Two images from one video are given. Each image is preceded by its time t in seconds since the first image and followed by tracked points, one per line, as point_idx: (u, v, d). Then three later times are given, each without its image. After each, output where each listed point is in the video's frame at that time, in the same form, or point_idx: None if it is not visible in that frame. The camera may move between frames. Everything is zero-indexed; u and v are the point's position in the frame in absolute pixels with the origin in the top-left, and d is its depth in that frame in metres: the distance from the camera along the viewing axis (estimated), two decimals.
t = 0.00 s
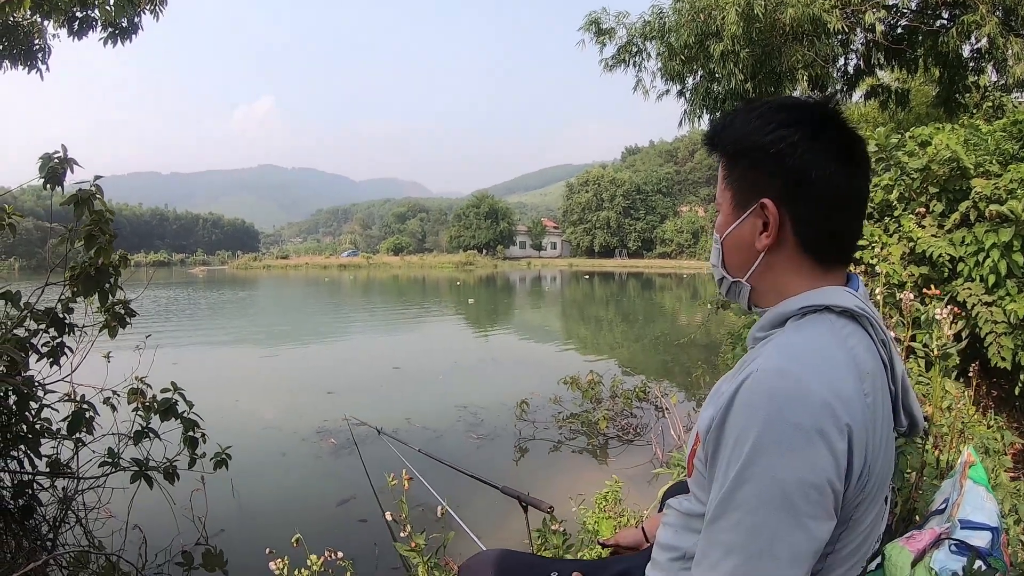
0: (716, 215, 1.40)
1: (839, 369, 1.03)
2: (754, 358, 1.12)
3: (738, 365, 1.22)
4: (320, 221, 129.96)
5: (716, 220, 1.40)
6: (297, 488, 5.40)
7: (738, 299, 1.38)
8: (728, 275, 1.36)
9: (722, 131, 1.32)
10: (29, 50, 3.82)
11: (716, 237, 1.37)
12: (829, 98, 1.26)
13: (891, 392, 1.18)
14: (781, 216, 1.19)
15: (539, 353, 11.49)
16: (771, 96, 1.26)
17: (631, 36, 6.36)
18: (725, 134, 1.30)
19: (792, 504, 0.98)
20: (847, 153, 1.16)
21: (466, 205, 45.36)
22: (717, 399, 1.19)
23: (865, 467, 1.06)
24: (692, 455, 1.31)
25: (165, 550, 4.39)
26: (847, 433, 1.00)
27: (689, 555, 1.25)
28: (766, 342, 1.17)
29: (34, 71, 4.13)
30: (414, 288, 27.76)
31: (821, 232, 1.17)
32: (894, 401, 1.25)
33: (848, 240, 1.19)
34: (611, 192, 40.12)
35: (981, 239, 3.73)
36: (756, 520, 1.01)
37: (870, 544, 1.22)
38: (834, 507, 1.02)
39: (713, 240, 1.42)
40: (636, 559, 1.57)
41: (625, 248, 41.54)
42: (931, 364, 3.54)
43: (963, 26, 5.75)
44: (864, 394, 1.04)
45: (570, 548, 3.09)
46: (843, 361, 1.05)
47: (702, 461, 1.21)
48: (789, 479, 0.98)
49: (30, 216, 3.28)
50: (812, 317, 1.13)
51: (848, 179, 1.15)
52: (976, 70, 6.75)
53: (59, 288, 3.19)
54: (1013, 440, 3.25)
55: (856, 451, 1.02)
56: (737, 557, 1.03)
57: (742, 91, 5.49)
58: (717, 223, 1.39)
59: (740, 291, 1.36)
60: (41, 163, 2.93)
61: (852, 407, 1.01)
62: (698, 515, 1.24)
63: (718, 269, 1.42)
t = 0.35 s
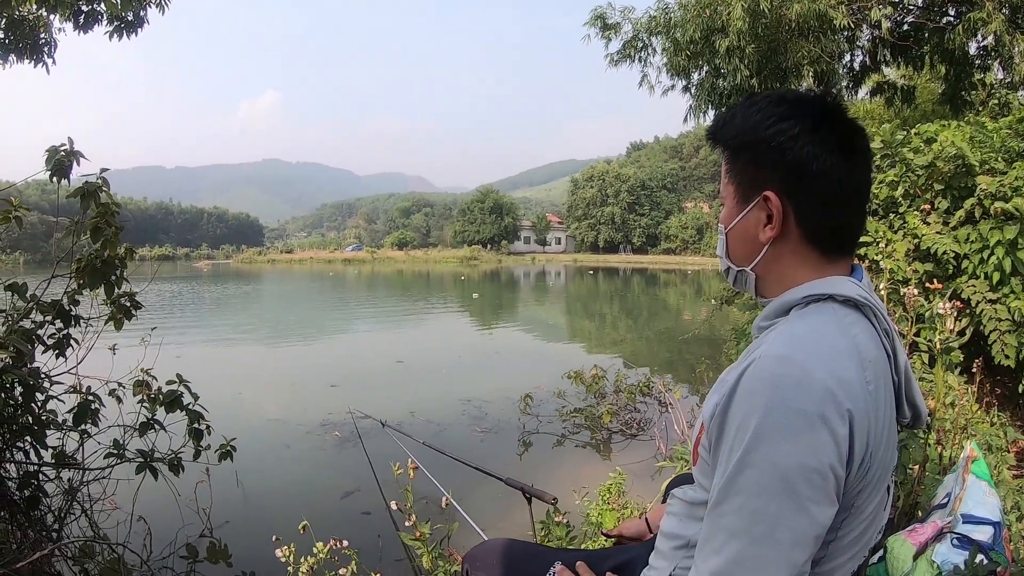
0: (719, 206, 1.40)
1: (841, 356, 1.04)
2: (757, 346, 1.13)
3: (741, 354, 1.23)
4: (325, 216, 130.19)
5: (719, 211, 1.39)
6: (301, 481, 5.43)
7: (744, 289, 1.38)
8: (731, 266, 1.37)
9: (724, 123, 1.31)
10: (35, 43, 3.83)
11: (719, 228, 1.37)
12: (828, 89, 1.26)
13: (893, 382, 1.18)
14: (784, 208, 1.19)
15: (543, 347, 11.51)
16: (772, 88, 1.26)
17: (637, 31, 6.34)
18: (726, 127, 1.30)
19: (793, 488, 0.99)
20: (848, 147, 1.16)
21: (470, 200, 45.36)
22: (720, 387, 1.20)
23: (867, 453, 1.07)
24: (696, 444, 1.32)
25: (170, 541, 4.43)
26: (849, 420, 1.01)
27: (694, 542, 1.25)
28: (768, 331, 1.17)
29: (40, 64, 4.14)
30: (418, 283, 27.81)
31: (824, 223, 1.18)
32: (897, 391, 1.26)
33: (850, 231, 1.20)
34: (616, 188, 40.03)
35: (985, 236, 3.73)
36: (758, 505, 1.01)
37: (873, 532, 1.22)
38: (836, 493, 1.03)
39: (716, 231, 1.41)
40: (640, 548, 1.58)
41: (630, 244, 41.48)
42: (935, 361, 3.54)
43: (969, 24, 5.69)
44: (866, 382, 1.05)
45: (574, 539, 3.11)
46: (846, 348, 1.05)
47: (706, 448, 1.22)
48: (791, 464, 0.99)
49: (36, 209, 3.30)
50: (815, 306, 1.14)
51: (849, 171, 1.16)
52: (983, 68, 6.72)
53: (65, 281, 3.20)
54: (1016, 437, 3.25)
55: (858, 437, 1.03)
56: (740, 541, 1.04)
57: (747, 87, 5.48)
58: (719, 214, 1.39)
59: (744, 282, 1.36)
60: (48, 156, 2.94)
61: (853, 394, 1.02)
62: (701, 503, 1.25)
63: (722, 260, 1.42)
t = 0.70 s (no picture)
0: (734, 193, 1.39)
1: (856, 342, 1.04)
2: (772, 332, 1.13)
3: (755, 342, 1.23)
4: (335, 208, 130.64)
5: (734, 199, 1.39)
6: (310, 470, 5.48)
7: (759, 277, 1.37)
8: (747, 254, 1.36)
9: (740, 111, 1.31)
10: (47, 36, 3.85)
11: (735, 216, 1.36)
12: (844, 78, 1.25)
13: (907, 369, 1.18)
14: (801, 194, 1.19)
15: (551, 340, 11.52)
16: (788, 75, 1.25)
17: (648, 24, 6.30)
18: (742, 115, 1.29)
19: (810, 472, 0.99)
20: (865, 133, 1.16)
21: (480, 193, 45.37)
22: (734, 375, 1.20)
23: (883, 439, 1.07)
24: (710, 431, 1.32)
25: (179, 529, 4.49)
26: (865, 405, 1.01)
27: (706, 529, 1.26)
28: (783, 318, 1.17)
29: (52, 56, 4.17)
30: (427, 275, 27.90)
31: (841, 210, 1.17)
32: (911, 380, 1.25)
33: (866, 218, 1.19)
34: (626, 182, 39.86)
35: (998, 232, 3.70)
36: (774, 488, 1.01)
37: (888, 521, 1.22)
38: (852, 478, 1.03)
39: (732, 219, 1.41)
40: (650, 537, 1.58)
41: (640, 237, 41.34)
42: (946, 356, 3.52)
43: (983, 18, 5.57)
44: (882, 367, 1.05)
45: (583, 529, 3.13)
46: (861, 333, 1.06)
47: (721, 435, 1.22)
48: (806, 447, 0.99)
49: (47, 200, 3.33)
50: (830, 292, 1.13)
51: (865, 158, 1.15)
52: (996, 64, 6.64)
53: (76, 270, 3.23)
54: None
55: (874, 423, 1.03)
56: (755, 525, 1.04)
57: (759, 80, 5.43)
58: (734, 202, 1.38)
59: (760, 270, 1.35)
60: (60, 146, 2.97)
61: (869, 379, 1.02)
62: (715, 491, 1.25)
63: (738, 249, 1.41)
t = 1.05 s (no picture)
0: (742, 178, 1.33)
1: (859, 335, 1.04)
2: (775, 325, 1.13)
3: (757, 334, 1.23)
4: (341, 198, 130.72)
5: (743, 183, 1.32)
6: (314, 460, 5.52)
7: (771, 267, 1.34)
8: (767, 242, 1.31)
9: (772, 94, 1.26)
10: (53, 26, 3.86)
11: (752, 201, 1.30)
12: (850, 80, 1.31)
13: (909, 364, 1.18)
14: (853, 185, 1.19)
15: (555, 332, 11.52)
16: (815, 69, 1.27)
17: (656, 15, 6.25)
18: (776, 98, 1.25)
19: (809, 464, 0.99)
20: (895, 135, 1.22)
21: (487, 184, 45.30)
22: (735, 366, 1.20)
23: (884, 433, 1.06)
24: (711, 425, 1.33)
25: (184, 517, 4.53)
26: (866, 398, 1.01)
27: (706, 523, 1.27)
28: (785, 311, 1.17)
29: (59, 46, 4.17)
30: (434, 265, 27.92)
31: (874, 206, 1.22)
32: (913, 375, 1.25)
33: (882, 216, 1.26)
34: (632, 174, 39.69)
35: (1006, 228, 3.67)
36: (773, 479, 1.01)
37: (886, 517, 1.22)
38: (852, 472, 1.02)
39: (737, 205, 1.34)
40: (651, 528, 1.59)
41: (646, 229, 41.21)
42: (952, 352, 3.50)
43: (992, 13, 5.44)
44: (883, 361, 1.05)
45: (586, 520, 3.14)
46: (864, 326, 1.05)
47: (722, 428, 1.22)
48: (806, 439, 0.99)
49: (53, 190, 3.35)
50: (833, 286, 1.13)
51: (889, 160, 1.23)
52: (1007, 58, 6.56)
53: (82, 260, 3.25)
54: None
55: (875, 416, 1.03)
56: (753, 517, 1.03)
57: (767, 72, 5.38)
58: (745, 186, 1.32)
59: (775, 260, 1.32)
60: (66, 136, 2.98)
61: (871, 372, 1.02)
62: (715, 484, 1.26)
63: (745, 236, 1.36)
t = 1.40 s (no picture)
0: (767, 163, 1.27)
1: (875, 323, 1.03)
2: (787, 313, 1.13)
3: (767, 324, 1.23)
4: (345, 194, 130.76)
5: (771, 170, 1.26)
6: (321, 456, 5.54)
7: (795, 259, 1.33)
8: (801, 233, 1.28)
9: (810, 80, 1.21)
10: (54, 27, 3.86)
11: (789, 191, 1.25)
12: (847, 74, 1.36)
13: (919, 352, 1.17)
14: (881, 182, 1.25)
15: (561, 325, 11.52)
16: (826, 58, 1.27)
17: (658, 5, 6.20)
18: (815, 84, 1.21)
19: (825, 452, 0.99)
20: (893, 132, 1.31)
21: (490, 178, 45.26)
22: (747, 356, 1.20)
23: (900, 420, 1.06)
24: (719, 417, 1.33)
25: (193, 515, 4.56)
26: (884, 386, 1.00)
27: (716, 518, 1.27)
28: (795, 300, 1.16)
29: (60, 47, 4.18)
30: (439, 260, 27.94)
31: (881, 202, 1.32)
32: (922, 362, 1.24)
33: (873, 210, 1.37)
34: (636, 166, 39.55)
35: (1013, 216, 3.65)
36: (788, 469, 1.01)
37: (900, 503, 1.21)
38: (868, 461, 1.02)
39: (766, 194, 1.28)
40: (660, 522, 1.59)
41: (651, 221, 41.09)
42: (959, 341, 3.49)
43: None
44: (898, 348, 1.04)
45: (593, 513, 3.15)
46: (878, 314, 1.05)
47: (732, 420, 1.22)
48: (822, 426, 0.99)
49: (57, 191, 3.36)
50: (842, 274, 1.13)
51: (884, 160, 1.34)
52: (1013, 44, 6.51)
53: (86, 260, 3.26)
54: None
55: (892, 404, 1.02)
56: (766, 506, 1.03)
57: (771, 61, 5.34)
58: (774, 174, 1.26)
59: (797, 252, 1.32)
60: (68, 136, 2.99)
61: (887, 359, 1.01)
62: (723, 477, 1.26)
63: (768, 225, 1.32)
